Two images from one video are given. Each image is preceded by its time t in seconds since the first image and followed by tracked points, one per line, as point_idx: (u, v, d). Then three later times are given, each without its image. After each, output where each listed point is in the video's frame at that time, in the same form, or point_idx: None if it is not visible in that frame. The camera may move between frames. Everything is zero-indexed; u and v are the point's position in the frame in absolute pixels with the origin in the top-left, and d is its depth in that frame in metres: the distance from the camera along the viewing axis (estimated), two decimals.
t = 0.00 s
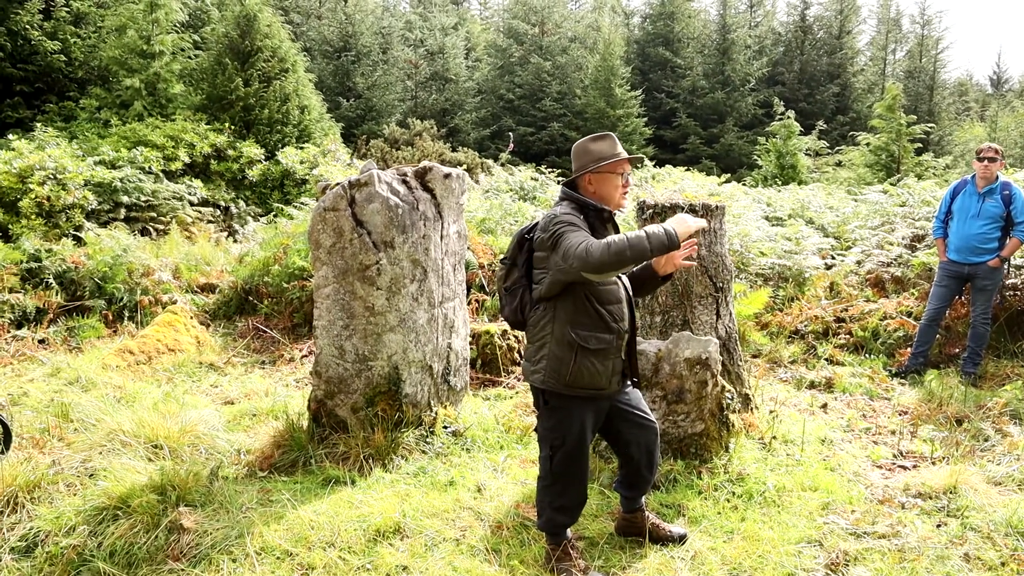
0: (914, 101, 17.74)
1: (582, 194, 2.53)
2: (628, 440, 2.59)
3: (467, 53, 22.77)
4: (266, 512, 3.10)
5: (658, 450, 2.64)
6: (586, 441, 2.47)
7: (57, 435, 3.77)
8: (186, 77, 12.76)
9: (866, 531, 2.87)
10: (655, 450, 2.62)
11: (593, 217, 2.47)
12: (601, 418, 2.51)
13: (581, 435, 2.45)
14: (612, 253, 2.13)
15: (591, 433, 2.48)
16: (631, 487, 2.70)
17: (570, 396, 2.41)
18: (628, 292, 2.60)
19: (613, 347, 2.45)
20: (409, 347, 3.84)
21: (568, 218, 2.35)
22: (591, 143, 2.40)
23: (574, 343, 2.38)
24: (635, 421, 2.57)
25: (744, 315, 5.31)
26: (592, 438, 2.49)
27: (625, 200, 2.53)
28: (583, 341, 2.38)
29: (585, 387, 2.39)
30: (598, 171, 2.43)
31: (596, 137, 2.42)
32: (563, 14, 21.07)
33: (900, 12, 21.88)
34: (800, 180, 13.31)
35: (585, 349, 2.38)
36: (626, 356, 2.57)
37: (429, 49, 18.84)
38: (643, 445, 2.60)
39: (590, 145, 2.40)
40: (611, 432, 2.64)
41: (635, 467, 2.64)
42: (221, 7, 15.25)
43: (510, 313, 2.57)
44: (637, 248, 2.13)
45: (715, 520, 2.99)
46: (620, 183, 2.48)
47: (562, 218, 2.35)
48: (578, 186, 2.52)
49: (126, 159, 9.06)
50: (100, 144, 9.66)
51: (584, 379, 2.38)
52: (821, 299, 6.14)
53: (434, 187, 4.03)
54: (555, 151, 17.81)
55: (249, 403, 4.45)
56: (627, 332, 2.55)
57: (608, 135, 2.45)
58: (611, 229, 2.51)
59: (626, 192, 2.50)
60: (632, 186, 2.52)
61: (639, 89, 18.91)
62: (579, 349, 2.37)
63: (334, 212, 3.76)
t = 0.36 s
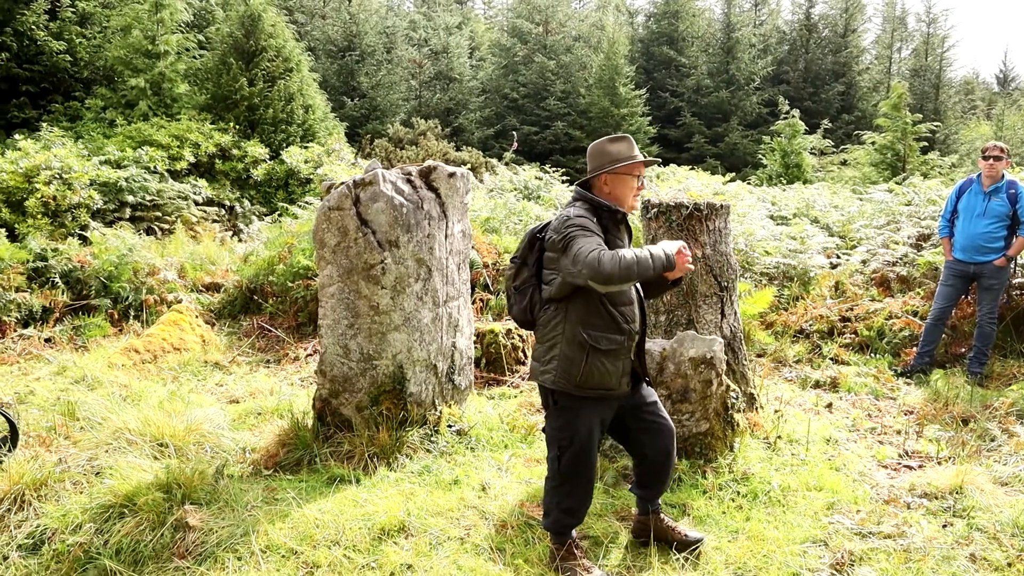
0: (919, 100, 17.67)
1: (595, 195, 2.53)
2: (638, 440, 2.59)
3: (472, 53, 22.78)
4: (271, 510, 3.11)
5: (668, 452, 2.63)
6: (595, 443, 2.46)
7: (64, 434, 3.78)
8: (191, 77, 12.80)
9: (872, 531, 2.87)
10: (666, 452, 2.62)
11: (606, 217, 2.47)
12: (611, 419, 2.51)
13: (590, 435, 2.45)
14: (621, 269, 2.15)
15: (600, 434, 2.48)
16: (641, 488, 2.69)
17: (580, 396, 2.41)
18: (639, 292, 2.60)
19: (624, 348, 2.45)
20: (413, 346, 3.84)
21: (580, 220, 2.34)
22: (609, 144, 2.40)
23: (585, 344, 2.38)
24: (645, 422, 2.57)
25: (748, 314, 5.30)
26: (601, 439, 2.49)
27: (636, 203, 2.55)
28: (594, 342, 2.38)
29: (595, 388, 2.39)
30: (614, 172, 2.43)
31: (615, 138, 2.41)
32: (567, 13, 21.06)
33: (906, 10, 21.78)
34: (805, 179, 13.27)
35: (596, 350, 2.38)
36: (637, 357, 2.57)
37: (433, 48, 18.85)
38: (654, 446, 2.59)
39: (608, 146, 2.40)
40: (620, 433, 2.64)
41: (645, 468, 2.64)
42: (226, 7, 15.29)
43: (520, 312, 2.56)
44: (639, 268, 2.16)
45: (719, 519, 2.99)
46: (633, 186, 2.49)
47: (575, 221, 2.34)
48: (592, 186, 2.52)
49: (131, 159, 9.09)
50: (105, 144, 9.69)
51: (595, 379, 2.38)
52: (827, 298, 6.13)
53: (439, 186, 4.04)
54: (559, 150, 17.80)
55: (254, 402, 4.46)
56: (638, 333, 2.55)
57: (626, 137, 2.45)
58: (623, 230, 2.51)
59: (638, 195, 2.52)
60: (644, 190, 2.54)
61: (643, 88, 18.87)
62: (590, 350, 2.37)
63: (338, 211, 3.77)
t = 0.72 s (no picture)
0: (934, 96, 17.47)
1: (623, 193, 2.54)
2: (662, 440, 2.57)
3: (482, 52, 22.82)
4: (284, 509, 3.14)
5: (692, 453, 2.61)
6: (616, 439, 2.47)
7: (80, 433, 3.84)
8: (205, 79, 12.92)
9: (885, 530, 2.85)
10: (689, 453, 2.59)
11: (633, 215, 2.48)
12: (634, 417, 2.50)
13: (612, 432, 2.45)
14: (647, 262, 2.13)
15: (621, 431, 2.48)
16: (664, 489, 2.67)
17: (602, 391, 2.43)
18: (667, 290, 2.58)
19: (648, 345, 2.44)
20: (425, 345, 3.86)
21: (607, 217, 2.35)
22: (636, 143, 2.41)
23: (609, 339, 2.39)
24: (669, 422, 2.55)
25: (760, 313, 5.29)
26: (623, 436, 2.49)
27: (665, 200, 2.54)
28: (618, 337, 2.39)
29: (617, 383, 2.40)
30: (642, 170, 2.43)
31: (642, 137, 2.42)
32: (578, 12, 21.04)
33: (921, 5, 21.56)
34: (818, 176, 13.17)
35: (620, 345, 2.39)
36: (664, 356, 2.55)
37: (444, 48, 18.89)
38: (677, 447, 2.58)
39: (635, 144, 2.42)
40: (644, 432, 2.63)
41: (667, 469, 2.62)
42: (238, 9, 15.41)
43: (549, 308, 2.61)
44: (668, 258, 2.13)
45: (732, 518, 2.99)
46: (662, 183, 2.49)
47: (602, 218, 2.36)
48: (620, 184, 2.53)
49: (146, 160, 9.19)
50: (120, 146, 9.81)
51: (617, 375, 2.39)
52: (840, 296, 6.09)
53: (450, 186, 4.06)
54: (570, 149, 17.79)
55: (267, 401, 4.51)
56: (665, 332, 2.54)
57: (652, 135, 2.46)
58: (650, 227, 2.51)
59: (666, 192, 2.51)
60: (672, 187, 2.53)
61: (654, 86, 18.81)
62: (613, 346, 2.39)
63: (350, 211, 3.80)
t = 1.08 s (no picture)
0: (930, 95, 17.51)
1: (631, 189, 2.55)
2: (670, 440, 2.55)
3: (480, 53, 22.84)
4: (282, 511, 3.14)
5: (700, 453, 2.56)
6: (618, 435, 2.46)
7: (77, 436, 3.83)
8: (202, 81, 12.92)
9: (882, 529, 2.86)
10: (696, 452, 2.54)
11: (634, 211, 2.50)
12: (639, 414, 2.49)
13: (613, 427, 2.46)
14: (625, 253, 2.17)
15: (625, 426, 2.49)
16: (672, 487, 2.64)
17: (603, 384, 2.44)
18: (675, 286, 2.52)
19: (649, 341, 2.42)
20: (422, 346, 3.86)
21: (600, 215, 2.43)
22: (635, 140, 2.43)
23: (607, 332, 2.41)
24: (676, 422, 2.52)
25: (757, 313, 5.30)
26: (626, 432, 2.48)
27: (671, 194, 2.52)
28: (616, 331, 2.40)
29: (617, 377, 2.40)
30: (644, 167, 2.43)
31: (641, 133, 2.43)
32: (575, 13, 21.09)
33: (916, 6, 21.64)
34: (815, 176, 13.19)
35: (619, 339, 2.39)
36: (671, 354, 2.49)
37: (441, 49, 18.91)
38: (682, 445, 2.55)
39: (633, 142, 2.44)
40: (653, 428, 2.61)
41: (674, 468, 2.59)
42: (235, 11, 15.42)
43: (564, 303, 2.69)
44: (646, 244, 2.14)
45: (729, 518, 2.99)
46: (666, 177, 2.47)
47: (597, 215, 2.44)
48: (625, 181, 2.58)
49: (143, 162, 9.18)
50: (117, 148, 9.80)
51: (615, 368, 2.39)
52: (837, 296, 6.11)
53: (447, 187, 4.06)
54: (567, 150, 17.79)
55: (265, 403, 4.51)
56: (672, 328, 2.50)
57: (652, 130, 2.45)
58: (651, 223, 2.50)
59: (670, 186, 2.48)
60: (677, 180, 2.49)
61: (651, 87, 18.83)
62: (612, 340, 2.40)
63: (347, 213, 3.80)
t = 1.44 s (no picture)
0: (929, 97, 17.54)
1: (620, 194, 2.56)
2: (662, 444, 2.55)
3: (479, 53, 22.84)
4: (281, 511, 3.13)
5: (689, 457, 2.54)
6: (604, 437, 2.49)
7: (76, 435, 3.83)
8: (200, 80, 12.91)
9: (881, 529, 2.86)
10: (684, 457, 2.53)
11: (620, 216, 2.52)
12: (625, 417, 2.50)
13: (599, 430, 2.48)
14: (573, 274, 2.27)
15: (611, 428, 2.49)
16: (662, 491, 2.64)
17: (588, 388, 2.47)
18: (660, 291, 2.51)
19: (632, 346, 2.42)
20: (422, 346, 3.86)
21: (579, 220, 2.49)
22: (628, 142, 2.43)
23: (590, 337, 2.43)
24: (665, 426, 2.52)
25: (756, 313, 5.30)
26: (612, 435, 2.50)
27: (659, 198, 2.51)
28: (598, 336, 2.42)
29: (600, 380, 2.42)
30: (637, 169, 2.43)
31: (635, 136, 2.44)
32: (574, 13, 21.11)
33: (915, 7, 21.70)
34: (814, 177, 13.20)
35: (601, 344, 2.41)
36: (656, 360, 2.48)
37: (440, 49, 18.91)
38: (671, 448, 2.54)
39: (627, 144, 2.44)
40: (643, 432, 2.61)
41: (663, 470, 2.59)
42: (235, 10, 15.41)
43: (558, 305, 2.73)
44: (591, 268, 2.22)
45: (728, 518, 3.00)
46: (658, 182, 2.48)
47: (574, 221, 2.49)
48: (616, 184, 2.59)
49: (141, 161, 9.16)
50: (115, 147, 9.79)
51: (598, 373, 2.41)
52: (836, 296, 6.11)
53: (446, 187, 4.06)
54: (566, 150, 17.80)
55: (264, 403, 4.50)
56: (657, 334, 2.48)
57: (644, 133, 2.46)
58: (635, 226, 2.51)
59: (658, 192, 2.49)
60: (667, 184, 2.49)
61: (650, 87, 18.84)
62: (595, 344, 2.42)
63: (346, 213, 3.80)
